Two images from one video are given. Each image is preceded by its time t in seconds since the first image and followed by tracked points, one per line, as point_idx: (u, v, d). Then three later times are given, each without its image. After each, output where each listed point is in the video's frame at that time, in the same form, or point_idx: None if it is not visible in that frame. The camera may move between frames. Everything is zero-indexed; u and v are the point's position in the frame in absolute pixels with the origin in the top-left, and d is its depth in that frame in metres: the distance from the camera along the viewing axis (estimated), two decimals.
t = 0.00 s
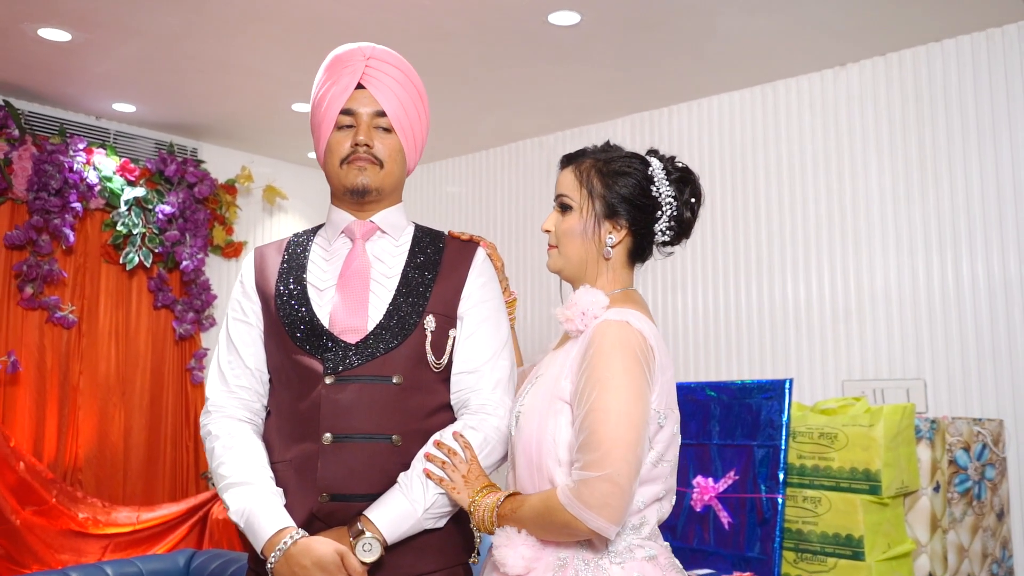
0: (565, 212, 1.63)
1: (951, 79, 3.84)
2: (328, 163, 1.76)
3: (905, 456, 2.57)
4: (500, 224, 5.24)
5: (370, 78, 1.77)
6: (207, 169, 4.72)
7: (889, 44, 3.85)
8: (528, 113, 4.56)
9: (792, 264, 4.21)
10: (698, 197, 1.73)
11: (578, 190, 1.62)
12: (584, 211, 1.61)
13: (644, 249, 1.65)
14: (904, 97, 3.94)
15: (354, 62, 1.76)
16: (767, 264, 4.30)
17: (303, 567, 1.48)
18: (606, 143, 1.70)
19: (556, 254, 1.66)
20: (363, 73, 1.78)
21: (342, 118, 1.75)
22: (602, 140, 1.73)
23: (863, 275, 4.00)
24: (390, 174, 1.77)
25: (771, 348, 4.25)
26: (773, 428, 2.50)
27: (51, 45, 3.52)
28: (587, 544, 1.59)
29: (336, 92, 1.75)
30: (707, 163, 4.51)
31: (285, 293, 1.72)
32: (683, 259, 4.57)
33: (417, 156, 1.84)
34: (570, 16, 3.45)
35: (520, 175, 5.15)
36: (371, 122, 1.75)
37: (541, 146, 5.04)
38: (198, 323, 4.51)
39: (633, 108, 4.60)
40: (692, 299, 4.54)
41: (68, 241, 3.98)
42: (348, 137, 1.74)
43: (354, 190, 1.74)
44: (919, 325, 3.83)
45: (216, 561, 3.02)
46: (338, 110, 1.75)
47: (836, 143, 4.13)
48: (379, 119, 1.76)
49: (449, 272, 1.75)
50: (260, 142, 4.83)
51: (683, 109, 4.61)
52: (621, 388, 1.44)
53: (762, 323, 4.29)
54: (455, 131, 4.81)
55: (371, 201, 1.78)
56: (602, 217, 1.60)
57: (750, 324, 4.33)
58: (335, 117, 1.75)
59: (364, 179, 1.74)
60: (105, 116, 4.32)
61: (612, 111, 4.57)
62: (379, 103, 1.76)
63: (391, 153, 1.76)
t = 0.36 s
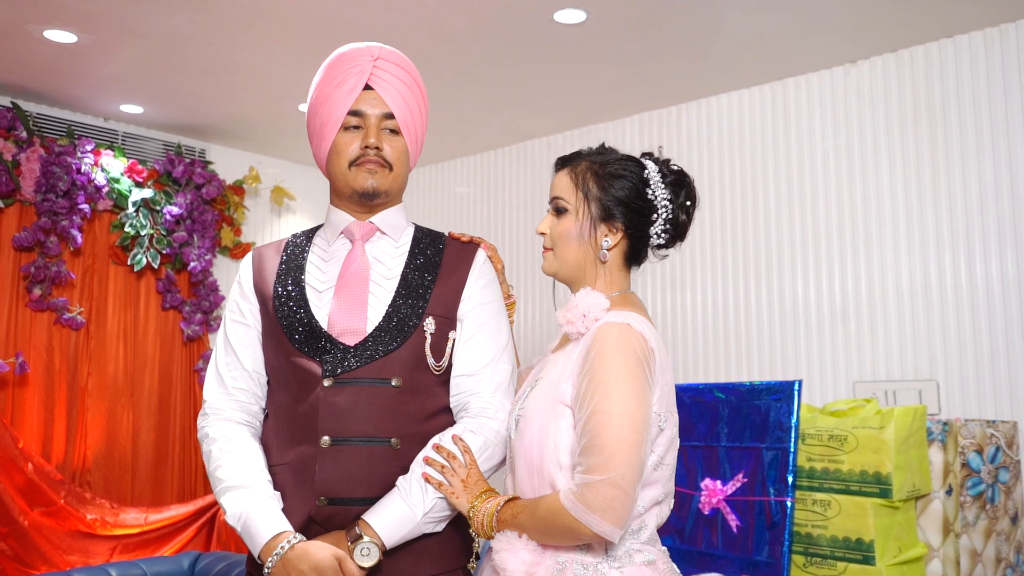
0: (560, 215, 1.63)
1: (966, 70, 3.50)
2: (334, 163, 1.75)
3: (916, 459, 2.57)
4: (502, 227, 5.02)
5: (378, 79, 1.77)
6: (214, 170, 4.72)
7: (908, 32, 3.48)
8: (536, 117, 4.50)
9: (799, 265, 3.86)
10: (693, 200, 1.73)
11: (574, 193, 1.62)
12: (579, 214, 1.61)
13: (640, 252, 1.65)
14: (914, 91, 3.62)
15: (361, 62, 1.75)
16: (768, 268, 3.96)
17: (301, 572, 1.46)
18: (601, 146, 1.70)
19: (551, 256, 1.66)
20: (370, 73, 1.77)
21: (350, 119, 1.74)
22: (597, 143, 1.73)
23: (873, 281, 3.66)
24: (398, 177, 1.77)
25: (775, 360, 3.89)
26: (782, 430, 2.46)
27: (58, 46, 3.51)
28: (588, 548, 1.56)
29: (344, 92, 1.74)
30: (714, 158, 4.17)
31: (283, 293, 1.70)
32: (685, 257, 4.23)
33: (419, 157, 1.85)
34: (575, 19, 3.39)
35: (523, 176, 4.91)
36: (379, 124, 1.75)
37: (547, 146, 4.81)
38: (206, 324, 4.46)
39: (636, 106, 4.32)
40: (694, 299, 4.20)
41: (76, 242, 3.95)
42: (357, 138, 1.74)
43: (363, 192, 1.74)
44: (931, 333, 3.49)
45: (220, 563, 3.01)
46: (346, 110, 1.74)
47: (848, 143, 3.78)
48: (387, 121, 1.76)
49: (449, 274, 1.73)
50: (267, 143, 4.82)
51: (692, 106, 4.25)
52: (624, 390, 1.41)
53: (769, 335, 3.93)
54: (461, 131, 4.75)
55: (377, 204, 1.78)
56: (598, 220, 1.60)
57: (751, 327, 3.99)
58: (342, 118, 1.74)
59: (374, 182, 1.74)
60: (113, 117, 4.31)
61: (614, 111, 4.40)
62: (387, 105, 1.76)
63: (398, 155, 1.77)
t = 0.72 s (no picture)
0: (557, 217, 1.62)
1: (979, 67, 3.40)
2: (339, 165, 1.74)
3: (928, 464, 2.59)
4: (510, 227, 5.00)
5: (385, 81, 1.76)
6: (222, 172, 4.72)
7: (921, 26, 3.37)
8: (543, 115, 4.46)
9: (810, 265, 3.77)
10: (692, 202, 1.71)
11: (570, 195, 1.61)
12: (575, 217, 1.59)
13: (638, 254, 1.63)
14: (927, 88, 3.52)
15: (368, 63, 1.74)
16: (777, 269, 3.87)
17: None
18: (599, 148, 1.69)
19: (548, 259, 1.65)
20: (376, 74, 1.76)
21: (357, 121, 1.73)
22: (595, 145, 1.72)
23: (885, 282, 3.56)
24: (403, 180, 1.77)
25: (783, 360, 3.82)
26: (790, 432, 2.43)
27: (64, 48, 3.51)
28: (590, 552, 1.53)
29: (351, 93, 1.72)
30: (722, 156, 4.09)
31: (281, 295, 1.68)
32: (691, 258, 4.15)
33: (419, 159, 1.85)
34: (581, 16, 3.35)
35: (532, 177, 4.87)
36: (387, 127, 1.75)
37: (554, 146, 4.77)
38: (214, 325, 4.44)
39: (644, 105, 4.26)
40: (701, 300, 4.13)
41: (83, 244, 3.96)
42: (365, 141, 1.73)
43: (370, 195, 1.73)
44: (944, 334, 3.40)
45: (225, 566, 3.00)
46: (353, 112, 1.73)
47: (858, 143, 3.68)
48: (394, 124, 1.76)
49: (448, 277, 1.72)
50: (274, 145, 4.82)
51: (701, 105, 4.17)
52: (627, 395, 1.39)
53: (779, 337, 3.84)
54: (468, 131, 4.73)
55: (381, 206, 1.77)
56: (594, 222, 1.59)
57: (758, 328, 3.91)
58: (349, 120, 1.73)
59: (381, 185, 1.74)
60: (121, 119, 4.31)
61: (622, 111, 4.35)
62: (394, 107, 1.76)
63: (404, 159, 1.77)
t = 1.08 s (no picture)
0: (557, 219, 1.60)
1: (992, 62, 3.30)
2: (344, 166, 1.72)
3: (939, 466, 2.56)
4: (518, 228, 4.98)
5: (391, 83, 1.75)
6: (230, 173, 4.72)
7: (932, 20, 3.27)
8: (549, 114, 4.42)
9: (820, 265, 3.70)
10: (694, 203, 1.69)
11: (570, 197, 1.59)
12: (575, 218, 1.58)
13: (639, 256, 1.61)
14: (937, 86, 3.43)
15: (375, 65, 1.73)
16: (786, 268, 3.79)
17: None
18: (600, 149, 1.67)
19: (549, 261, 1.63)
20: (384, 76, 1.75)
21: (363, 123, 1.72)
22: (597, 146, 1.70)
23: (896, 283, 3.47)
24: (407, 185, 1.77)
25: (792, 363, 3.74)
26: (799, 435, 2.39)
27: (71, 50, 3.51)
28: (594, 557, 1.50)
29: (359, 95, 1.71)
30: (731, 155, 4.03)
31: (280, 297, 1.67)
32: (700, 257, 4.09)
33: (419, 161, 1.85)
34: (587, 15, 3.31)
35: (540, 177, 4.85)
36: (393, 130, 1.74)
37: (562, 146, 4.75)
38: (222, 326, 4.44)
39: (652, 103, 4.21)
40: (707, 301, 4.05)
41: (91, 246, 3.97)
42: (371, 144, 1.72)
43: (375, 199, 1.73)
44: (956, 335, 3.31)
45: (230, 568, 3.00)
46: (360, 115, 1.71)
47: (868, 141, 3.60)
48: (401, 127, 1.75)
49: (448, 278, 1.71)
50: (282, 146, 4.81)
51: (710, 104, 4.11)
52: (629, 398, 1.35)
53: (789, 338, 3.75)
54: (475, 131, 4.70)
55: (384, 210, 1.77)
56: (594, 224, 1.57)
57: (767, 329, 3.83)
58: (356, 122, 1.71)
59: (387, 189, 1.73)
60: (129, 121, 4.32)
61: (629, 110, 4.31)
62: (401, 111, 1.75)
63: (408, 162, 1.77)
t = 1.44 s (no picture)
0: (561, 220, 1.58)
1: (1006, 58, 3.25)
2: (349, 168, 1.71)
3: (951, 469, 2.53)
4: (528, 228, 4.97)
5: (396, 85, 1.74)
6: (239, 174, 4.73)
7: (945, 16, 3.22)
8: (557, 114, 4.40)
9: (831, 264, 3.66)
10: (700, 202, 1.66)
11: (573, 197, 1.57)
12: (578, 219, 1.56)
13: (644, 256, 1.59)
14: (949, 84, 3.39)
15: (381, 66, 1.72)
16: (797, 268, 3.76)
17: None
18: (604, 149, 1.65)
19: (553, 262, 1.61)
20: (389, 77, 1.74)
21: (369, 125, 1.71)
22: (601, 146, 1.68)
23: (908, 282, 3.43)
24: (411, 188, 1.77)
25: (803, 363, 3.70)
26: (808, 437, 2.36)
27: (79, 53, 3.53)
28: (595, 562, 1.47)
29: (365, 97, 1.70)
30: (740, 154, 3.99)
31: (281, 299, 1.66)
32: (710, 258, 4.05)
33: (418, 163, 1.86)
34: (595, 14, 3.29)
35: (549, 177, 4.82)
36: (398, 132, 1.74)
37: (571, 146, 4.72)
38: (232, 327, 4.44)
39: (661, 102, 4.18)
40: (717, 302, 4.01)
41: (101, 247, 3.98)
42: (377, 146, 1.71)
43: (381, 202, 1.72)
44: (969, 336, 3.27)
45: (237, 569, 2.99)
46: (366, 117, 1.70)
47: (880, 139, 3.56)
48: (405, 130, 1.75)
49: (449, 279, 1.70)
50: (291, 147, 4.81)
51: (719, 103, 4.08)
52: (631, 401, 1.32)
53: (801, 338, 3.71)
54: (484, 131, 4.69)
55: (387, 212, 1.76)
56: (598, 224, 1.55)
57: (778, 330, 3.79)
58: (362, 124, 1.70)
59: (393, 192, 1.72)
60: (138, 123, 4.34)
61: (638, 109, 4.28)
62: (406, 113, 1.75)
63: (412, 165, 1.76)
